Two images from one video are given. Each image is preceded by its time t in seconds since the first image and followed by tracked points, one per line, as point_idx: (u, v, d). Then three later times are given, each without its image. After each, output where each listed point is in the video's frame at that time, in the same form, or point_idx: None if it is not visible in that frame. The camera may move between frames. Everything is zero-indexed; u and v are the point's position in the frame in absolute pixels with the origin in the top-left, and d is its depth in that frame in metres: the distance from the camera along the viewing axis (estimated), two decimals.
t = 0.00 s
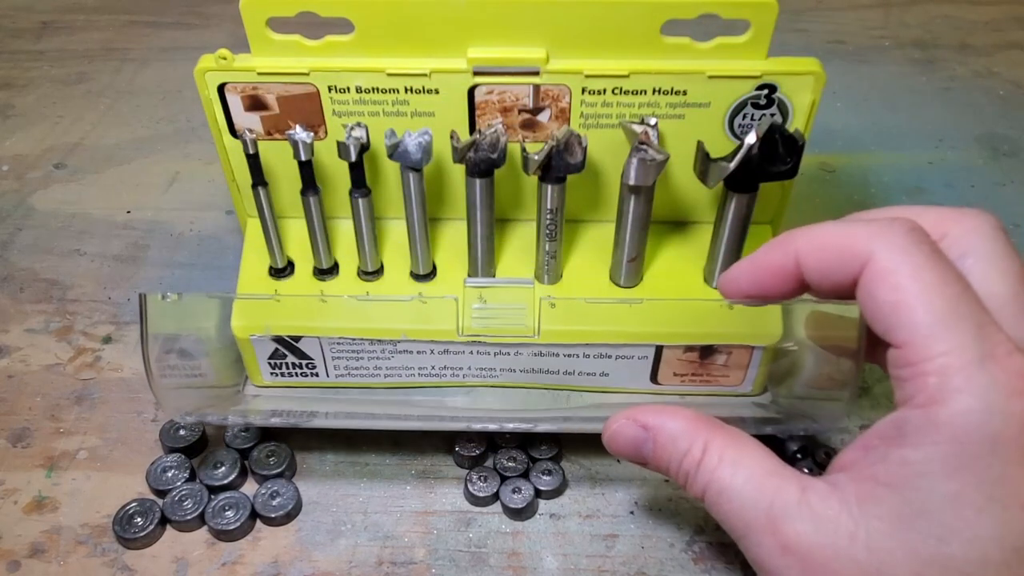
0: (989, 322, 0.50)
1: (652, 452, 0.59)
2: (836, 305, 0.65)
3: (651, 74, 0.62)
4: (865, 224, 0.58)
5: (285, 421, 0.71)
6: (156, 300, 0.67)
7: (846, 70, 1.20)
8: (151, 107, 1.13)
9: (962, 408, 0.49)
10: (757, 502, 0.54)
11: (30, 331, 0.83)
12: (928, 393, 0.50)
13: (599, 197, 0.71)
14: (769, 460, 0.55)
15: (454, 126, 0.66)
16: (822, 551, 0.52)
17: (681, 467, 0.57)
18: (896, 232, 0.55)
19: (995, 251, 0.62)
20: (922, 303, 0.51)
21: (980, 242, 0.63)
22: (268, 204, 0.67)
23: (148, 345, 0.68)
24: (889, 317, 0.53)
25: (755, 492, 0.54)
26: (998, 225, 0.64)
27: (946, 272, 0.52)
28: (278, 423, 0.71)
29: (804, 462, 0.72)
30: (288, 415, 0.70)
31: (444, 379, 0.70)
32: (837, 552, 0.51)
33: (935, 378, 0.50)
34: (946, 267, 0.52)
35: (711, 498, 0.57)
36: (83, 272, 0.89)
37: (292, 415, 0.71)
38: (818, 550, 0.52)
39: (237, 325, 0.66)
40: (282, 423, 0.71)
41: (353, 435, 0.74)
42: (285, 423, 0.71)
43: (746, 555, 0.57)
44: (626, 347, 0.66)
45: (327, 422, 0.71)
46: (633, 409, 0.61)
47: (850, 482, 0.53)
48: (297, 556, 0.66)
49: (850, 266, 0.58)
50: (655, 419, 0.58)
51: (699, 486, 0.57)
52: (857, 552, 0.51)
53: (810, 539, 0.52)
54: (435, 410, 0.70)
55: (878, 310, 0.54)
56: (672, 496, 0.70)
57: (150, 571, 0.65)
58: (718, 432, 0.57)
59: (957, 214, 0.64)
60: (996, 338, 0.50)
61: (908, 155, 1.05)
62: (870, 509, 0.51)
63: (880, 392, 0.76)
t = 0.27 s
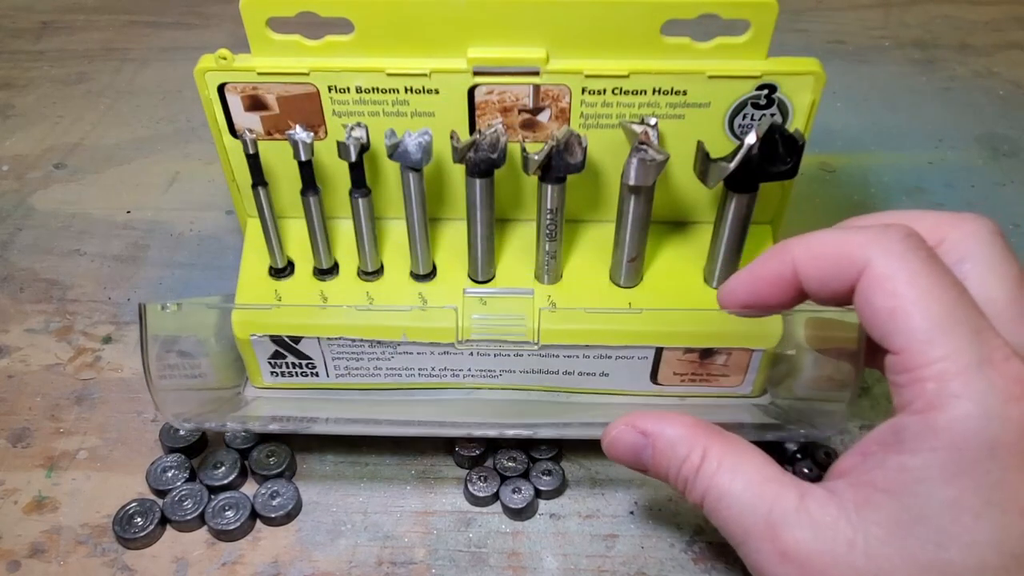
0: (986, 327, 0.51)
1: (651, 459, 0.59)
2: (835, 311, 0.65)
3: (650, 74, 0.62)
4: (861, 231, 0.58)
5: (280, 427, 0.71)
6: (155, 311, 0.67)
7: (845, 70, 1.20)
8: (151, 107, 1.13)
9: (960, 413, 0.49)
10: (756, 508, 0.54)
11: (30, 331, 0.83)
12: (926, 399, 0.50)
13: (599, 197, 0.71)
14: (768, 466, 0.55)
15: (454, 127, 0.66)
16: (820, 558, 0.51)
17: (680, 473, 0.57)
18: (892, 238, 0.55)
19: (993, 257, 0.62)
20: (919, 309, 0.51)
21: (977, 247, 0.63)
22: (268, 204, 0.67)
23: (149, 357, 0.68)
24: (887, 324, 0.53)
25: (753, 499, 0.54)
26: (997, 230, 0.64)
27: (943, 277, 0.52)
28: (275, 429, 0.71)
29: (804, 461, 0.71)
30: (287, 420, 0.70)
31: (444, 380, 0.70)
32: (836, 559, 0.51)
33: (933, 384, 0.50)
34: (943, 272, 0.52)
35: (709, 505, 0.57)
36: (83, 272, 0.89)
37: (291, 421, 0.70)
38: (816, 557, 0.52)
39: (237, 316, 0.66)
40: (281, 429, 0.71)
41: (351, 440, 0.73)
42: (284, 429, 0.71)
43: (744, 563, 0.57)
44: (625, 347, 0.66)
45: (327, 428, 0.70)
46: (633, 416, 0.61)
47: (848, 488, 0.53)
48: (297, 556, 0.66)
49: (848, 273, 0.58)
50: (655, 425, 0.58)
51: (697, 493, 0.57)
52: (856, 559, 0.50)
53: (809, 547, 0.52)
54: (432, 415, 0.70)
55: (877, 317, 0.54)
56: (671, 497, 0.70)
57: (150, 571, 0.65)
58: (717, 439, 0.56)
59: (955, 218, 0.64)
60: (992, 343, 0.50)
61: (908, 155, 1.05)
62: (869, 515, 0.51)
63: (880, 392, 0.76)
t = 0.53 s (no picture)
0: (980, 332, 0.50)
1: (648, 467, 0.59)
2: (835, 320, 0.64)
3: (650, 74, 0.62)
4: (853, 236, 0.58)
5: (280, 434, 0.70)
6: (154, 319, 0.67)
7: (845, 70, 1.20)
8: (151, 107, 1.13)
9: (953, 418, 0.48)
10: (752, 516, 0.54)
11: (30, 331, 0.83)
12: (921, 404, 0.50)
13: (599, 197, 0.71)
14: (764, 474, 0.55)
15: (454, 127, 0.66)
16: (816, 566, 0.52)
17: (677, 481, 0.57)
18: (884, 243, 0.55)
19: (985, 261, 0.62)
20: (913, 315, 0.51)
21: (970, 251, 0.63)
22: (268, 204, 0.67)
23: (148, 364, 0.68)
24: (881, 330, 0.54)
25: (750, 507, 0.54)
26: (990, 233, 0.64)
27: (936, 281, 0.52)
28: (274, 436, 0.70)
29: (804, 461, 0.71)
30: (287, 426, 0.69)
31: (444, 381, 0.70)
32: (832, 566, 0.51)
33: (928, 390, 0.50)
34: (936, 277, 0.52)
35: (706, 513, 0.57)
36: (83, 272, 0.89)
37: (291, 428, 0.69)
38: (812, 565, 0.52)
39: (236, 318, 0.66)
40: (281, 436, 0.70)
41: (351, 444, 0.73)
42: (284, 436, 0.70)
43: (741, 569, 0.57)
44: (625, 347, 0.66)
45: (328, 433, 0.70)
46: (630, 423, 0.61)
47: (845, 495, 0.53)
48: (297, 556, 0.66)
49: (841, 279, 0.58)
50: (651, 432, 0.58)
51: (694, 501, 0.57)
52: (852, 566, 0.51)
53: (805, 555, 0.52)
54: (430, 421, 0.70)
55: (872, 322, 0.54)
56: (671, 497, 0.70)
57: (150, 571, 0.65)
58: (714, 447, 0.57)
59: (946, 223, 0.65)
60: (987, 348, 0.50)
61: (908, 155, 1.04)
62: (865, 522, 0.51)
63: (878, 390, 0.76)
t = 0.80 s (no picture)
0: (976, 333, 0.50)
1: (647, 468, 0.59)
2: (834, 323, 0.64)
3: (650, 74, 0.62)
4: (850, 237, 0.58)
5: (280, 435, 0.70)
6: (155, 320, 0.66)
7: (845, 71, 1.20)
8: (151, 107, 1.13)
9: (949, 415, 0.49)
10: (751, 518, 0.54)
11: (31, 331, 0.83)
12: (919, 405, 0.50)
13: (599, 197, 0.71)
14: (763, 476, 0.55)
15: (454, 127, 0.66)
16: (815, 567, 0.52)
17: (676, 483, 0.57)
18: (882, 244, 0.55)
19: (983, 261, 0.62)
20: (911, 316, 0.52)
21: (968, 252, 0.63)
22: (268, 204, 0.67)
23: (149, 364, 0.67)
24: (879, 331, 0.54)
25: (749, 509, 0.54)
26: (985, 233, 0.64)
27: (934, 281, 0.52)
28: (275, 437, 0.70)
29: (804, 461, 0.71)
30: (287, 426, 0.69)
31: (444, 381, 0.70)
32: (831, 568, 0.51)
33: (927, 390, 0.50)
34: (933, 278, 0.52)
35: (705, 515, 0.57)
36: (84, 272, 0.89)
37: (291, 428, 0.70)
38: (811, 567, 0.52)
39: (236, 319, 0.66)
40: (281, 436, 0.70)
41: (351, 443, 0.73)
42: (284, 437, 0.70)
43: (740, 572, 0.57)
44: (625, 347, 0.66)
45: (328, 433, 0.70)
46: (630, 425, 0.61)
47: (842, 497, 0.53)
48: (297, 556, 0.66)
49: (839, 279, 0.58)
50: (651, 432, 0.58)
51: (693, 502, 0.57)
52: (851, 567, 0.51)
53: (804, 558, 0.52)
54: (431, 421, 0.70)
55: (870, 323, 0.54)
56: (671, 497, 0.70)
57: (151, 571, 0.65)
58: (713, 449, 0.57)
59: (940, 223, 0.65)
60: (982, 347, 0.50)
61: (908, 155, 1.05)
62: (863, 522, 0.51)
63: (879, 391, 0.77)
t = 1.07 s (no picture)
0: (977, 332, 0.51)
1: (646, 467, 0.59)
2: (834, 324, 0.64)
3: (650, 74, 0.62)
4: (850, 235, 0.58)
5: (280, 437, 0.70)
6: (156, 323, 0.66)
7: (845, 71, 1.20)
8: (151, 107, 1.13)
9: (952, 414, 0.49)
10: (751, 519, 0.54)
11: (31, 331, 0.83)
12: (922, 404, 0.50)
13: (599, 197, 0.71)
14: (763, 477, 0.55)
15: (454, 127, 0.66)
16: (817, 570, 0.51)
17: (675, 482, 0.57)
18: (882, 242, 0.55)
19: (982, 261, 0.63)
20: (913, 313, 0.52)
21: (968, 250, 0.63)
22: (268, 204, 0.67)
23: (149, 365, 0.67)
24: (881, 331, 0.54)
25: (749, 510, 0.54)
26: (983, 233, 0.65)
27: (935, 280, 0.52)
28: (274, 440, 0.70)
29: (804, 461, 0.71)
30: (287, 428, 0.69)
31: (444, 381, 0.70)
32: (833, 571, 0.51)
33: (929, 389, 0.50)
34: (934, 278, 0.53)
35: (704, 515, 0.57)
36: (84, 272, 0.89)
37: (291, 429, 0.69)
38: (813, 569, 0.51)
39: (236, 321, 0.66)
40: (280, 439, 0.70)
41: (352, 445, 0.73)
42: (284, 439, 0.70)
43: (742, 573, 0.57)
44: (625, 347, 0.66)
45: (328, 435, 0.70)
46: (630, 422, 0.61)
47: (844, 499, 0.52)
48: (297, 556, 0.66)
49: (840, 278, 0.58)
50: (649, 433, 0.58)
51: (692, 502, 0.57)
52: (854, 569, 0.50)
53: (806, 560, 0.52)
54: (431, 423, 0.69)
55: (871, 321, 0.55)
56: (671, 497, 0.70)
57: (151, 571, 0.65)
58: (713, 449, 0.56)
59: (939, 223, 0.65)
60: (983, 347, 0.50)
61: (908, 155, 1.05)
62: (868, 523, 0.51)
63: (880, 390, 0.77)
